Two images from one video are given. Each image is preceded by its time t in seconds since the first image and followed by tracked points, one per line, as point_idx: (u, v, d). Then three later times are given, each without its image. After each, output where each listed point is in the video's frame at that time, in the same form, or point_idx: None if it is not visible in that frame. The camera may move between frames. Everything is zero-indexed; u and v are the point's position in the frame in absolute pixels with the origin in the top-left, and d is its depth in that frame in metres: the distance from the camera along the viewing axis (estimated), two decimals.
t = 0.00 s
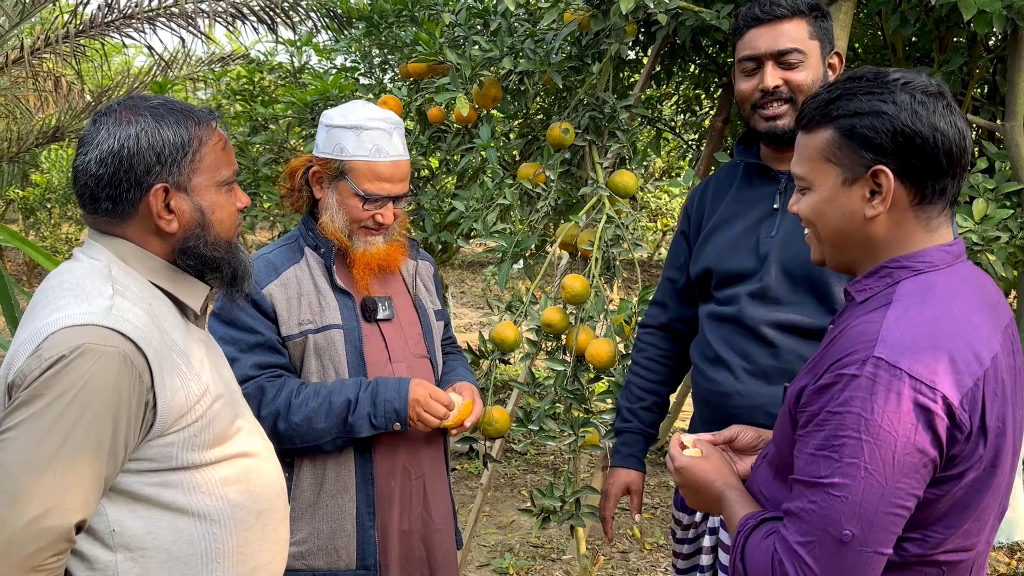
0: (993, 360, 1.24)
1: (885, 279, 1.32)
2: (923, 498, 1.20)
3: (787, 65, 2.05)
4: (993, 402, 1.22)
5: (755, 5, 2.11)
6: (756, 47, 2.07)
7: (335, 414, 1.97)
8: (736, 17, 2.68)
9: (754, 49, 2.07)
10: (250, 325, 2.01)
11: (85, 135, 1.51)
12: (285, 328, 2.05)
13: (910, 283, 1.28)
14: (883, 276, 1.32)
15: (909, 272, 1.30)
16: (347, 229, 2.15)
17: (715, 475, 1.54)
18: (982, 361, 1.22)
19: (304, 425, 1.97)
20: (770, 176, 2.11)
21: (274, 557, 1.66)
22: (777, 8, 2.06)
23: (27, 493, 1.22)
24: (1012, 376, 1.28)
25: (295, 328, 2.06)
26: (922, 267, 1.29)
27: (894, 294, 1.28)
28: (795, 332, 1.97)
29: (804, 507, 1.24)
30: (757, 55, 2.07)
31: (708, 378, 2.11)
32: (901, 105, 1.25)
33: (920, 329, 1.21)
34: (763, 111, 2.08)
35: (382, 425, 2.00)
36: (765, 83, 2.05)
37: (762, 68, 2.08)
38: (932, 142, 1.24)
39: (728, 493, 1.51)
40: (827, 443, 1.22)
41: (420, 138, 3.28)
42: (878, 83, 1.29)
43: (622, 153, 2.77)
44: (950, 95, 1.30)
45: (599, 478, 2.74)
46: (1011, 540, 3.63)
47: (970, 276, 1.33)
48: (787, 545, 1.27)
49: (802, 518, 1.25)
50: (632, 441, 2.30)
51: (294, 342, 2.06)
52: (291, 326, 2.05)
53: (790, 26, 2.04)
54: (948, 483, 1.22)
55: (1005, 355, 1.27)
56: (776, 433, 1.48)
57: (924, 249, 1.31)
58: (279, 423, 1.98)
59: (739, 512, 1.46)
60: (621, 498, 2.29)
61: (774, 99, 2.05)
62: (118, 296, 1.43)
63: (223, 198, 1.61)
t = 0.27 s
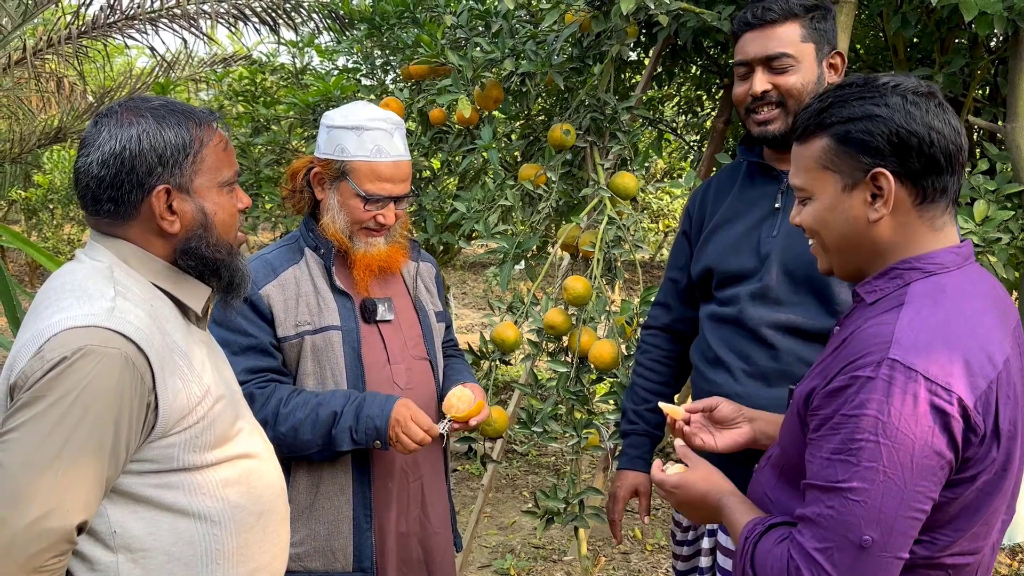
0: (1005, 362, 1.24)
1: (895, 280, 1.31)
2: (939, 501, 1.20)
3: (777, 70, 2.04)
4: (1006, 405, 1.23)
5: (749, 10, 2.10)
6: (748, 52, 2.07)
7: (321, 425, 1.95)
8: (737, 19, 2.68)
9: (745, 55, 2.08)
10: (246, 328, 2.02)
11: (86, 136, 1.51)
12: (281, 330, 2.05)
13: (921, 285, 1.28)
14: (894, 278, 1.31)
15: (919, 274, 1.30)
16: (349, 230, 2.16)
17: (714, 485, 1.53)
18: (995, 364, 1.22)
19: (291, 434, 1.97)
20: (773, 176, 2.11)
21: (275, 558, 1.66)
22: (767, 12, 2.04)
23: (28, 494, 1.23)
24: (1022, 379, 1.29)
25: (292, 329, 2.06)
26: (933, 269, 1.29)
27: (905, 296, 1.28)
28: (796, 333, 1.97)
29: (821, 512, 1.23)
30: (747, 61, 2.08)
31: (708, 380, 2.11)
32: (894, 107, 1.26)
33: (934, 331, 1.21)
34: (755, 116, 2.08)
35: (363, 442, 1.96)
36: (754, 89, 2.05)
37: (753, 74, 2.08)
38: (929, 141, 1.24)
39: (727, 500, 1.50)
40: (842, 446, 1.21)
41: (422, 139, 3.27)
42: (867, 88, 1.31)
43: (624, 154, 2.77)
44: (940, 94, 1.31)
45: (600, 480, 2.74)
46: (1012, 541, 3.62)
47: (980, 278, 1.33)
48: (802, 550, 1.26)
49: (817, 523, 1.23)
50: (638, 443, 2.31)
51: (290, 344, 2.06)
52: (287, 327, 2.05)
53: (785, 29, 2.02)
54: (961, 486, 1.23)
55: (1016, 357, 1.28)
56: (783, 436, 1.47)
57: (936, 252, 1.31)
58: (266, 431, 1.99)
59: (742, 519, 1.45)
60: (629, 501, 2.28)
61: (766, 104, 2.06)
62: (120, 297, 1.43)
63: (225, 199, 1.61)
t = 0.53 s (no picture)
0: (1013, 364, 1.25)
1: (898, 282, 1.31)
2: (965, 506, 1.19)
3: (753, 77, 2.04)
4: (1016, 407, 1.23)
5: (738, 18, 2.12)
6: (731, 61, 2.09)
7: (307, 428, 1.95)
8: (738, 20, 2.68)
9: (729, 63, 2.10)
10: (237, 330, 2.03)
11: (88, 138, 1.52)
12: (274, 331, 2.06)
13: (925, 287, 1.28)
14: (897, 279, 1.31)
15: (923, 276, 1.29)
16: (346, 231, 2.16)
17: (725, 517, 1.50)
18: (1003, 363, 1.22)
19: (277, 437, 1.97)
20: (775, 176, 2.11)
21: (277, 559, 1.67)
22: (749, 22, 2.06)
23: (31, 496, 1.23)
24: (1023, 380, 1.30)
25: (285, 330, 2.06)
26: (936, 272, 1.29)
27: (909, 298, 1.28)
28: (796, 334, 1.97)
29: (857, 531, 1.19)
30: (730, 69, 2.10)
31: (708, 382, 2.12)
32: (892, 111, 1.27)
33: (942, 333, 1.21)
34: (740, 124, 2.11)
35: (348, 445, 1.94)
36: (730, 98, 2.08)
37: (734, 82, 2.10)
38: (929, 144, 1.25)
39: (739, 532, 1.47)
40: (870, 459, 1.18)
41: (424, 141, 3.26)
42: (865, 93, 1.32)
43: (625, 155, 2.77)
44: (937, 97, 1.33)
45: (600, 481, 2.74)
46: (1013, 543, 3.62)
47: (982, 280, 1.33)
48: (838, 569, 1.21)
49: (854, 541, 1.19)
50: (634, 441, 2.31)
51: (283, 345, 2.07)
52: (280, 329, 2.06)
53: (765, 37, 2.02)
54: (974, 489, 1.24)
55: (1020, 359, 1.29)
56: (782, 442, 1.45)
57: (938, 253, 1.30)
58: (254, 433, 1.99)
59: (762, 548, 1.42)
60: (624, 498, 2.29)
61: (746, 111, 2.08)
62: (122, 299, 1.44)
63: (227, 201, 1.62)
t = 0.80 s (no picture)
0: (1010, 364, 1.26)
1: (895, 283, 1.31)
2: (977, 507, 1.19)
3: (750, 81, 2.05)
4: (1016, 408, 1.24)
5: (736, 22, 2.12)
6: (729, 64, 2.09)
7: (292, 428, 1.94)
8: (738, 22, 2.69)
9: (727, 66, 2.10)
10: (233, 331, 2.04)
11: (91, 138, 1.54)
12: (268, 332, 2.06)
13: (921, 288, 1.28)
14: (894, 280, 1.31)
15: (920, 278, 1.29)
16: (342, 225, 2.17)
17: (730, 535, 1.43)
18: (1002, 363, 1.23)
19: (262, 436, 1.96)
20: (775, 177, 2.11)
21: (277, 559, 1.67)
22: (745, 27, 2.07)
23: (32, 496, 1.24)
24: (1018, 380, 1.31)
25: (279, 331, 2.07)
26: (933, 273, 1.29)
27: (907, 299, 1.27)
28: (798, 336, 1.97)
29: (877, 539, 1.16)
30: (728, 72, 2.10)
31: (709, 383, 2.12)
32: (916, 109, 1.27)
33: (943, 333, 1.20)
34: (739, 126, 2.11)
35: (329, 444, 1.91)
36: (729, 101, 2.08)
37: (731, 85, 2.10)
38: (946, 147, 1.26)
39: (747, 550, 1.41)
40: (885, 463, 1.16)
41: (425, 142, 3.26)
42: (890, 88, 1.31)
43: (626, 156, 2.77)
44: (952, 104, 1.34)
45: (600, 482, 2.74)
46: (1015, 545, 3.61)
47: (977, 281, 1.33)
48: None
49: (875, 549, 1.16)
50: (636, 443, 2.31)
51: (277, 346, 2.07)
52: (274, 330, 2.06)
53: (762, 40, 2.03)
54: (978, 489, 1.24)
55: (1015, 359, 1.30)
56: (776, 445, 1.43)
57: (935, 254, 1.31)
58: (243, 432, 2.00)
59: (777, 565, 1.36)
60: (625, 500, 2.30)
61: (744, 115, 2.08)
62: (123, 300, 1.44)
63: (223, 204, 1.62)
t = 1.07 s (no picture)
0: (1006, 368, 1.26)
1: (890, 286, 1.31)
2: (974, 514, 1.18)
3: (750, 82, 2.05)
4: (1011, 412, 1.24)
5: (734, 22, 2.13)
6: (728, 66, 2.10)
7: (280, 422, 1.95)
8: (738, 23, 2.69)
9: (726, 68, 2.10)
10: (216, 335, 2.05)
11: (95, 137, 1.54)
12: (250, 336, 2.07)
13: (916, 292, 1.28)
14: (889, 283, 1.31)
15: (914, 280, 1.29)
16: (325, 234, 2.17)
17: (722, 533, 1.44)
18: (998, 367, 1.23)
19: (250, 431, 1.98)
20: (774, 179, 2.12)
21: (277, 559, 1.67)
22: (746, 26, 2.06)
23: (32, 495, 1.24)
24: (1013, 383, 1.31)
25: (261, 336, 2.07)
26: (928, 276, 1.29)
27: (903, 303, 1.27)
28: (799, 339, 1.98)
29: (875, 547, 1.16)
30: (728, 73, 2.10)
31: (710, 385, 2.12)
32: (923, 110, 1.26)
33: (939, 338, 1.20)
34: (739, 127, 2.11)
35: (321, 434, 1.91)
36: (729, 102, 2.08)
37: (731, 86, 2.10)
38: (948, 151, 1.25)
39: (739, 549, 1.41)
40: (883, 471, 1.15)
41: (426, 143, 3.27)
42: (899, 87, 1.30)
43: (626, 158, 2.77)
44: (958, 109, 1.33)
45: (600, 483, 2.74)
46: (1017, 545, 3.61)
47: (971, 284, 1.33)
48: None
49: (873, 557, 1.16)
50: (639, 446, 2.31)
51: (259, 351, 2.08)
52: (256, 334, 2.07)
53: (760, 41, 2.03)
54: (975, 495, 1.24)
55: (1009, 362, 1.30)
56: (771, 449, 1.43)
57: (928, 258, 1.31)
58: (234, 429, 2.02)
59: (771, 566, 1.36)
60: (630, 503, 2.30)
61: (744, 115, 2.08)
62: (124, 301, 1.45)
63: (223, 209, 1.62)
